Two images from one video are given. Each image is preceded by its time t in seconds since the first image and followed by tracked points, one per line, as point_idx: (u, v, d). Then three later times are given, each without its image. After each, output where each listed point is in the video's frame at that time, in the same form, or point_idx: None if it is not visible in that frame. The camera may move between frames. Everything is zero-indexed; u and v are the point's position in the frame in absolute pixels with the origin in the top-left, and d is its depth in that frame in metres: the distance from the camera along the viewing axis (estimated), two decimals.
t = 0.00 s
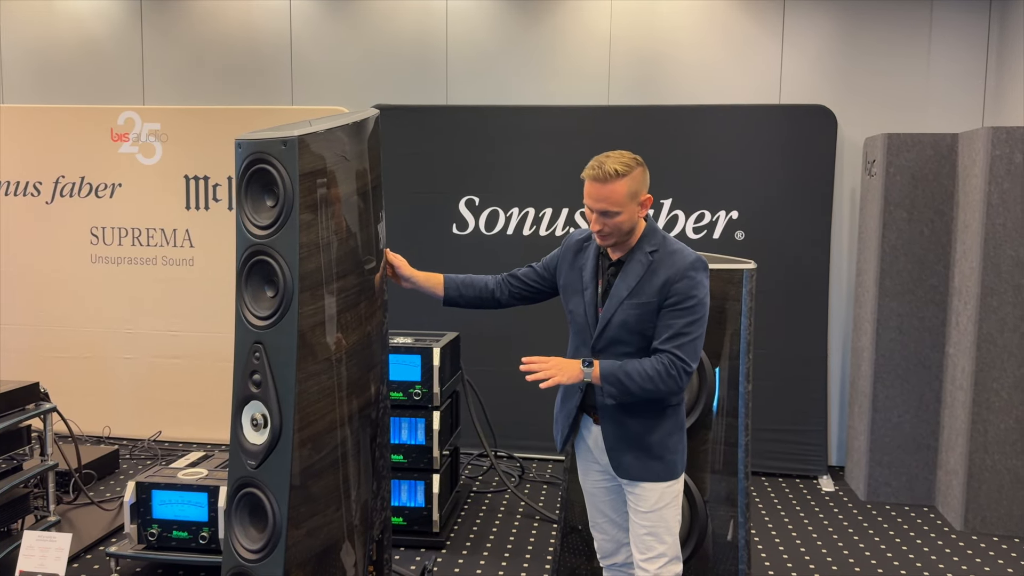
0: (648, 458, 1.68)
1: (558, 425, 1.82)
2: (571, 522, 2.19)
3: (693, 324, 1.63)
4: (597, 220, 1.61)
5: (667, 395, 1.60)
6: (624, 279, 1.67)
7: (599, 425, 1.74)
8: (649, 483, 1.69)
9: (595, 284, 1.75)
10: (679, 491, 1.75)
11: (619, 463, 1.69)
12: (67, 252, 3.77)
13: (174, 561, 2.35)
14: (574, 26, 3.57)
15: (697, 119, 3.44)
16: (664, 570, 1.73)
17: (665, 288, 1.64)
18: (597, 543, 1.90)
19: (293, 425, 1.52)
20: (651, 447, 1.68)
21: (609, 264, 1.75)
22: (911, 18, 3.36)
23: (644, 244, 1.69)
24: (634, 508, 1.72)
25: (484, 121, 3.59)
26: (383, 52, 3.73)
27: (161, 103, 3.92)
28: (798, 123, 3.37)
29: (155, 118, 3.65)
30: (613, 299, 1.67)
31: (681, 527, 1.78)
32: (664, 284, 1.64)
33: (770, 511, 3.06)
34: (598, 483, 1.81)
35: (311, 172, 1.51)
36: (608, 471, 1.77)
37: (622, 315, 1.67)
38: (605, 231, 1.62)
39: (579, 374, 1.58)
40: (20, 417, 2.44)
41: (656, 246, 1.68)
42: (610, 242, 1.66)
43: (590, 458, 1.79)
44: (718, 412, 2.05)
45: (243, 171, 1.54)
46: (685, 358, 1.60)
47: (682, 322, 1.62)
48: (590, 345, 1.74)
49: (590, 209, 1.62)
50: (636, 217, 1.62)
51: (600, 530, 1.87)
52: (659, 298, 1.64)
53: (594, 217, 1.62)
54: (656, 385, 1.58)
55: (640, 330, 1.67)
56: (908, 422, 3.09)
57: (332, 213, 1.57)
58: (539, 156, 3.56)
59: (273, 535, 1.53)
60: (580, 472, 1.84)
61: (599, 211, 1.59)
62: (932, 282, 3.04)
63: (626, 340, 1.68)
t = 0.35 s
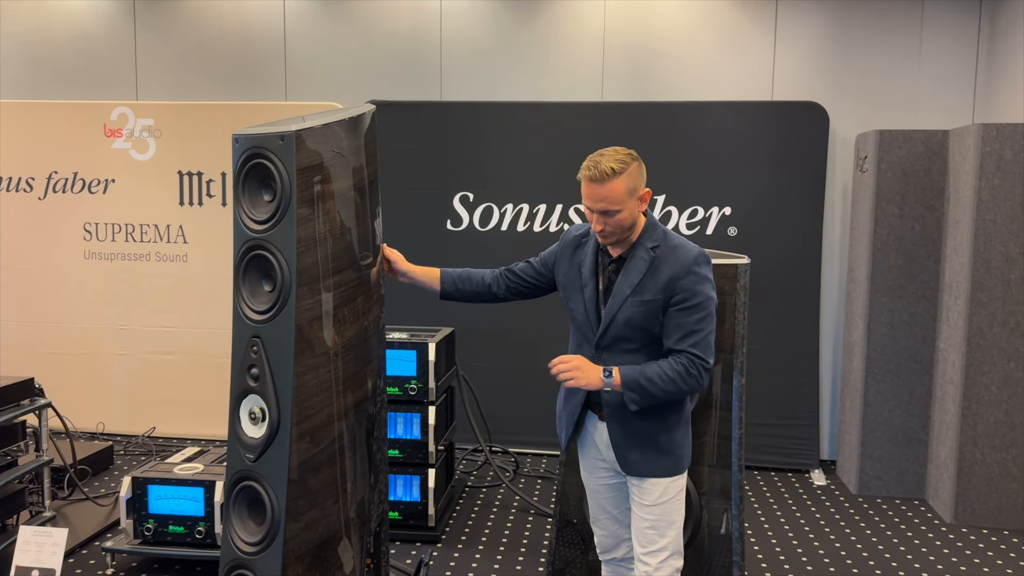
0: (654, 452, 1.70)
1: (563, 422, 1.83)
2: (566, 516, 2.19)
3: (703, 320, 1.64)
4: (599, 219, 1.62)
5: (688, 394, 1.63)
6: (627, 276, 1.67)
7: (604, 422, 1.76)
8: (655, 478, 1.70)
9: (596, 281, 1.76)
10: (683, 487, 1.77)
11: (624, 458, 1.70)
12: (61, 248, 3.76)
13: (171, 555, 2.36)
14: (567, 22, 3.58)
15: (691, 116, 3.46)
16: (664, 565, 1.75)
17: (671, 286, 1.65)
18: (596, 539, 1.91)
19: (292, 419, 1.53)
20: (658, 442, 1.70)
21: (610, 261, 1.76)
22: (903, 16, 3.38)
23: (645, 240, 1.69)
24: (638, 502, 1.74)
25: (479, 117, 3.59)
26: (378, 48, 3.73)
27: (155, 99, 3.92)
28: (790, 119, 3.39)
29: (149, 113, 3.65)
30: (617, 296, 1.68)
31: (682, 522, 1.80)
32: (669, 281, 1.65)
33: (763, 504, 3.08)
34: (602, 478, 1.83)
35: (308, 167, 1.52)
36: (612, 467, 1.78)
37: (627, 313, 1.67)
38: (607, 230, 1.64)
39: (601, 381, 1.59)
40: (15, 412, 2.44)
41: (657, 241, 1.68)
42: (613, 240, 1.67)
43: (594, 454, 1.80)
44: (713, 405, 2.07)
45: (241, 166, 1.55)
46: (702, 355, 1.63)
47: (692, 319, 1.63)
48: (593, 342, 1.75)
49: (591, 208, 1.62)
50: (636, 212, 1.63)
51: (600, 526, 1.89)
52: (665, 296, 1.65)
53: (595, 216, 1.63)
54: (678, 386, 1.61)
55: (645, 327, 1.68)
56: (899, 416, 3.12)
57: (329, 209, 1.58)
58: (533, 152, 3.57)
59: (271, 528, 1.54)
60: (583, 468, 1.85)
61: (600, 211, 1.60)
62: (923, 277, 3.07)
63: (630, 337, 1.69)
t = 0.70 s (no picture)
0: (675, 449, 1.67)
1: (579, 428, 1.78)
2: (563, 506, 2.21)
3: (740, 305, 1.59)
4: (629, 188, 1.56)
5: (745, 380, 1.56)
6: (646, 270, 1.63)
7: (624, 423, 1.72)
8: (676, 476, 1.67)
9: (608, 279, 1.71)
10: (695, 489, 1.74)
11: (644, 457, 1.66)
12: (56, 242, 3.77)
13: (171, 545, 2.38)
14: (561, 18, 3.61)
15: (684, 110, 3.49)
16: (674, 562, 1.72)
17: (697, 277, 1.60)
18: (594, 539, 1.88)
19: (297, 408, 1.55)
20: (679, 440, 1.67)
21: (623, 257, 1.72)
22: (893, 13, 3.42)
23: (660, 232, 1.66)
24: (653, 498, 1.70)
25: (474, 112, 3.62)
26: (373, 43, 3.75)
27: (150, 93, 3.92)
28: (783, 114, 3.43)
29: (145, 108, 3.66)
30: (637, 292, 1.63)
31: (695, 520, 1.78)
32: (692, 273, 1.61)
33: (755, 495, 3.12)
34: (615, 479, 1.79)
35: (312, 160, 1.55)
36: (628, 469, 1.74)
37: (649, 308, 1.62)
38: (636, 203, 1.57)
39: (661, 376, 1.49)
40: (15, 404, 2.45)
41: (673, 233, 1.65)
42: (637, 222, 1.60)
43: (609, 455, 1.76)
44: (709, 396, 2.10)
45: (245, 159, 1.58)
46: (754, 338, 1.56)
47: (728, 305, 1.58)
48: (610, 343, 1.69)
49: (618, 179, 1.57)
50: (659, 189, 1.61)
51: (600, 527, 1.85)
52: (689, 288, 1.61)
53: (623, 187, 1.57)
54: (739, 372, 1.53)
55: (670, 322, 1.63)
56: (889, 408, 3.16)
57: (332, 201, 1.60)
58: (528, 147, 3.60)
59: (276, 514, 1.57)
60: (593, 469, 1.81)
61: (631, 178, 1.56)
62: (913, 270, 3.11)
63: (653, 334, 1.64)
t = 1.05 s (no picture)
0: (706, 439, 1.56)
1: (599, 420, 1.60)
2: (559, 491, 2.26)
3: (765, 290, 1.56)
4: (653, 162, 1.49)
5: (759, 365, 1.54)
6: (677, 253, 1.54)
7: (653, 414, 1.57)
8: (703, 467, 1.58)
9: (636, 264, 1.59)
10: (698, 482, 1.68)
11: (675, 448, 1.54)
12: (54, 234, 3.79)
13: (173, 530, 2.42)
14: (555, 13, 3.65)
15: (677, 103, 3.53)
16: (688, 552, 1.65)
17: (730, 259, 1.54)
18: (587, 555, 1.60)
19: (303, 391, 1.60)
20: (707, 429, 1.57)
21: (650, 241, 1.61)
22: (882, 8, 3.48)
23: (687, 215, 1.58)
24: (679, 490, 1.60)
25: (469, 105, 3.65)
26: (369, 37, 3.78)
27: (146, 86, 3.94)
28: (775, 108, 3.48)
29: (141, 100, 3.68)
30: (669, 276, 1.54)
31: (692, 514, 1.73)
32: (725, 256, 1.54)
33: (746, 482, 3.18)
34: (632, 474, 1.61)
35: (316, 149, 1.59)
36: (652, 461, 1.59)
37: (682, 292, 1.54)
38: (660, 176, 1.49)
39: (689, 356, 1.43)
40: (18, 392, 2.49)
41: (700, 215, 1.57)
42: (662, 199, 1.51)
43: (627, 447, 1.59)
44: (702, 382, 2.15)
45: (251, 148, 1.61)
46: (768, 326, 1.56)
47: (755, 291, 1.55)
48: (639, 331, 1.57)
49: (642, 153, 1.49)
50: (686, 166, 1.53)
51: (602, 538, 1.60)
52: (722, 271, 1.54)
53: (648, 161, 1.49)
54: (755, 357, 1.51)
55: (700, 307, 1.55)
56: (877, 396, 3.23)
57: (335, 190, 1.64)
58: (523, 140, 3.64)
59: (282, 494, 1.61)
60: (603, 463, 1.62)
61: (657, 150, 1.48)
62: (900, 261, 3.17)
63: (684, 319, 1.55)
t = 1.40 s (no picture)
0: (717, 450, 1.54)
1: (613, 439, 1.56)
2: (557, 485, 2.29)
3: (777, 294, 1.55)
4: (641, 168, 1.46)
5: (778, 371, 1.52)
6: (689, 257, 1.52)
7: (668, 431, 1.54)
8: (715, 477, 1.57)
9: (643, 270, 1.56)
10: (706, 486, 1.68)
11: (689, 460, 1.51)
12: (51, 230, 3.80)
13: (176, 523, 2.45)
14: (551, 11, 3.68)
15: (672, 100, 3.56)
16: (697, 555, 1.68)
17: (741, 262, 1.53)
18: None
19: (309, 384, 1.63)
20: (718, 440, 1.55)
21: (659, 247, 1.57)
22: (873, 7, 3.52)
23: (695, 219, 1.55)
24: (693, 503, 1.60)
25: (465, 102, 3.68)
26: (365, 34, 3.80)
27: (143, 82, 3.96)
28: (768, 105, 3.52)
29: (139, 97, 3.69)
30: (682, 280, 1.51)
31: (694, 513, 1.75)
32: (736, 259, 1.52)
33: (740, 475, 3.23)
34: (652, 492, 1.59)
35: (321, 148, 1.62)
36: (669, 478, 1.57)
37: (695, 297, 1.50)
38: (649, 183, 1.46)
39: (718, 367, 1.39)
40: (20, 388, 2.51)
41: (709, 219, 1.55)
42: (654, 205, 1.49)
43: (643, 466, 1.57)
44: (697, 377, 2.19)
45: (256, 148, 1.64)
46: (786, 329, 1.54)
47: (770, 294, 1.53)
48: (651, 339, 1.53)
49: (633, 159, 1.48)
50: (681, 171, 1.49)
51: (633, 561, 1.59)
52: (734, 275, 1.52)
53: (637, 167, 1.47)
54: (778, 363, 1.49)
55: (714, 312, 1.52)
56: (869, 390, 3.28)
57: (340, 187, 1.67)
58: (519, 137, 3.67)
59: (289, 486, 1.65)
60: (616, 485, 1.59)
61: (645, 156, 1.46)
62: (891, 257, 3.22)
63: (698, 326, 1.51)
